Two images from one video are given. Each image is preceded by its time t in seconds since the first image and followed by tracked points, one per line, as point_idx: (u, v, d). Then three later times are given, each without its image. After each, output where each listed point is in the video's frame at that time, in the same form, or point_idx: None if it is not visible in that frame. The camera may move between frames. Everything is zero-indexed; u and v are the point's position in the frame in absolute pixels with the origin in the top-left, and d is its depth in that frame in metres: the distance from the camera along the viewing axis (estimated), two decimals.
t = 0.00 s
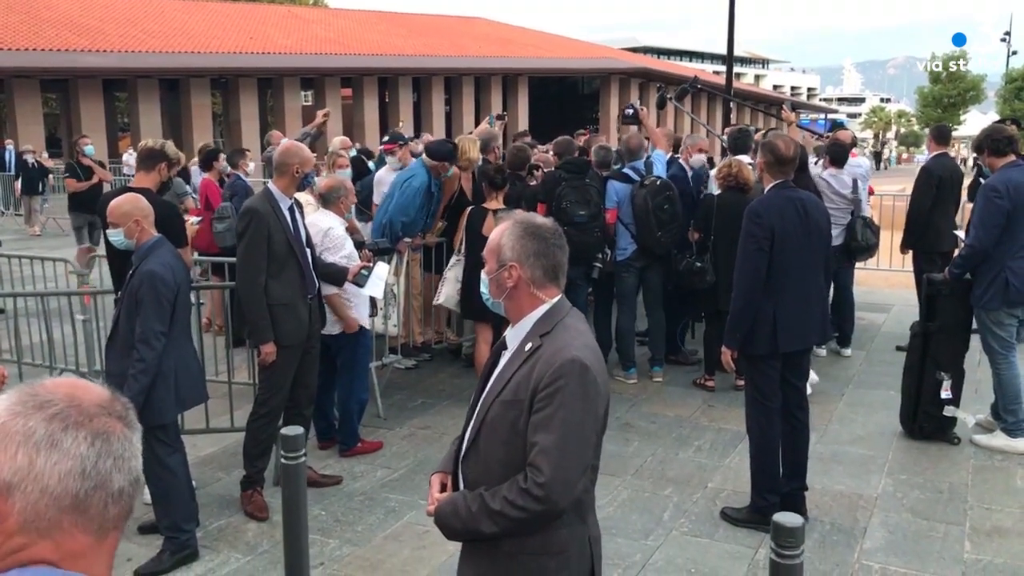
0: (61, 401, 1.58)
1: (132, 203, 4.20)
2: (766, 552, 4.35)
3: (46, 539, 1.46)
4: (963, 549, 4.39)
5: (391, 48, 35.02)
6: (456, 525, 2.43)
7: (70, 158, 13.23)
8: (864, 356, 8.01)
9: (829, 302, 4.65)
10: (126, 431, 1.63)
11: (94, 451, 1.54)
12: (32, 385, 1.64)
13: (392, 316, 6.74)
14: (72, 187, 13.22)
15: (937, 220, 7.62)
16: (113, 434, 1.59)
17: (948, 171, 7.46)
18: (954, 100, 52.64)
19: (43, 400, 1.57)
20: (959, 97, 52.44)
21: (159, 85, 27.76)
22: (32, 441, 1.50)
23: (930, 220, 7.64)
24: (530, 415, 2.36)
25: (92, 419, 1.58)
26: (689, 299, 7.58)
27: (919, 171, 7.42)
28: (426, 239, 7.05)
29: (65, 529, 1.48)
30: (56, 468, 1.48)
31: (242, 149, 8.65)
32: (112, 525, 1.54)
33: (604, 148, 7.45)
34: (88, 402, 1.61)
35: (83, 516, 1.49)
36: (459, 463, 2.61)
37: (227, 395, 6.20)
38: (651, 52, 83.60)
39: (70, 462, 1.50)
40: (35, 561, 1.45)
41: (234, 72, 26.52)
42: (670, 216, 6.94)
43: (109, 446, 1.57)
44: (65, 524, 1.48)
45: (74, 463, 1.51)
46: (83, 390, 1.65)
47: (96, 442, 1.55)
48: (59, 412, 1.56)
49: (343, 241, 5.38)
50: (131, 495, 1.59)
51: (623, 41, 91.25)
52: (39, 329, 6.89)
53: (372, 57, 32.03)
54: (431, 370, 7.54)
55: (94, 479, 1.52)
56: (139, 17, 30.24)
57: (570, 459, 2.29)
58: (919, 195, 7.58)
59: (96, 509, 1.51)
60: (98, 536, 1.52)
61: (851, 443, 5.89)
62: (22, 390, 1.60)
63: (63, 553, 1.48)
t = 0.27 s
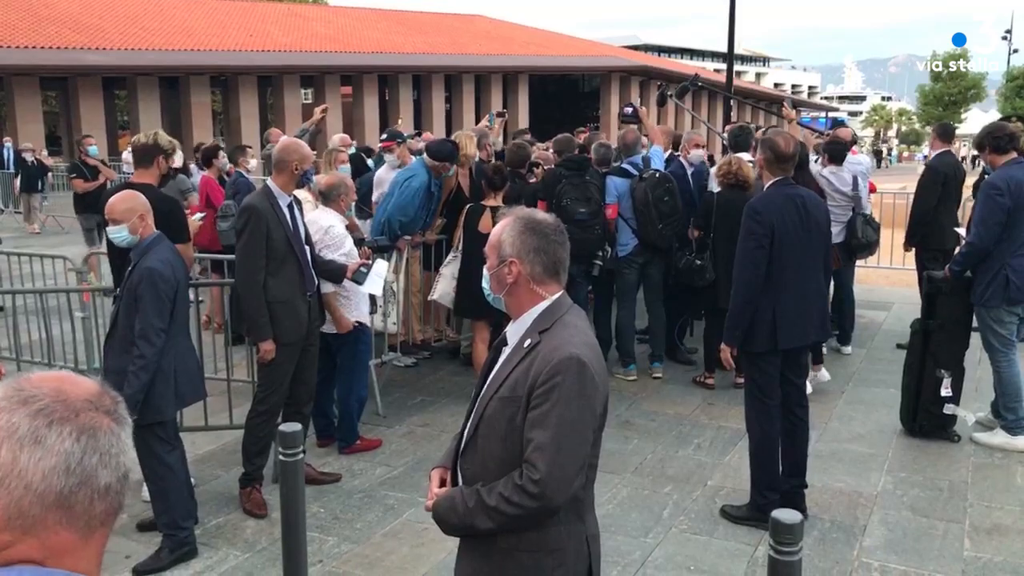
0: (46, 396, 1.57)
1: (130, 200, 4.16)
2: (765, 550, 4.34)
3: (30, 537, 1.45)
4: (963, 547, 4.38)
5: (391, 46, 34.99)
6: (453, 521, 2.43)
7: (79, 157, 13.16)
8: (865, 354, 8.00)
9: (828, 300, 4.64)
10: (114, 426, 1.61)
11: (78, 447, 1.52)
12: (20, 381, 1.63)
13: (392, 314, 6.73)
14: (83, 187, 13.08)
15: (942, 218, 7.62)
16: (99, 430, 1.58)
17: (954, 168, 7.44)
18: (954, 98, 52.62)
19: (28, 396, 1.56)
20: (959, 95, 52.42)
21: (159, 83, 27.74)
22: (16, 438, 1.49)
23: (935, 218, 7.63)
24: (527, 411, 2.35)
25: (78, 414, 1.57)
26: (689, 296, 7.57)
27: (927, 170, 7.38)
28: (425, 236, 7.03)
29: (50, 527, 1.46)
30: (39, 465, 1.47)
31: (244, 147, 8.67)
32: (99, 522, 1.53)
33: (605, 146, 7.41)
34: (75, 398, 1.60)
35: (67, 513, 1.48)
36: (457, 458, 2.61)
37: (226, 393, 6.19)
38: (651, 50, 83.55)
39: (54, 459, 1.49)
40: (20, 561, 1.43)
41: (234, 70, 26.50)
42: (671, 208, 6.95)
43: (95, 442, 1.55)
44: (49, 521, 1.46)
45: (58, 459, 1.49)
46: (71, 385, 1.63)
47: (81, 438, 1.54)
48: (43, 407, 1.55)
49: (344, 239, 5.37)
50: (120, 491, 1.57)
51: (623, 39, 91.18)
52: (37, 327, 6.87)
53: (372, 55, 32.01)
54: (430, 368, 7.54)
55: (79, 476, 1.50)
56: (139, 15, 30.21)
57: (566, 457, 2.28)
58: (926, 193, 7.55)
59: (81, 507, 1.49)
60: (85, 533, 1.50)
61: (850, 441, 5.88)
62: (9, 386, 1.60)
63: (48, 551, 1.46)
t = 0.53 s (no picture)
0: (34, 389, 1.56)
1: (130, 197, 4.16)
2: (767, 547, 4.33)
3: (17, 532, 1.45)
4: (965, 543, 4.38)
5: (391, 43, 34.95)
6: (456, 516, 2.42)
7: (86, 153, 13.11)
8: (866, 351, 7.99)
9: (829, 296, 4.63)
10: (105, 418, 1.59)
11: (64, 441, 1.51)
12: (11, 371, 1.62)
13: (392, 311, 6.71)
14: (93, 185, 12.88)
15: (946, 216, 7.61)
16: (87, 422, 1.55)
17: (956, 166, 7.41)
18: (955, 96, 52.57)
19: (14, 388, 1.55)
20: (959, 93, 52.37)
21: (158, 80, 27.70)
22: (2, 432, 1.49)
23: (939, 215, 7.61)
24: (531, 407, 2.34)
25: (66, 406, 1.55)
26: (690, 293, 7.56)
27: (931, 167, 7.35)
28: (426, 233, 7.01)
29: (36, 522, 1.46)
30: (24, 459, 1.46)
31: (244, 142, 8.66)
32: (89, 516, 1.51)
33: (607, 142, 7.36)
34: (63, 390, 1.58)
35: (53, 507, 1.47)
36: (461, 453, 2.60)
37: (226, 389, 6.18)
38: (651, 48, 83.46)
39: (40, 453, 1.48)
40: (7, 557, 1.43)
41: (233, 66, 26.47)
42: (671, 205, 6.93)
43: (82, 435, 1.53)
44: (36, 516, 1.46)
45: (43, 454, 1.48)
46: (61, 376, 1.62)
47: (68, 431, 1.52)
48: (30, 401, 1.53)
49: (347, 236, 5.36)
50: (109, 484, 1.55)
51: (624, 36, 91.09)
52: (37, 323, 6.86)
53: (372, 52, 31.98)
54: (431, 365, 7.53)
55: (65, 470, 1.49)
56: (138, 12, 30.17)
57: (569, 453, 2.26)
58: (929, 191, 7.53)
59: (69, 501, 1.48)
60: (72, 528, 1.49)
61: (852, 438, 5.87)
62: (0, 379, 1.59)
63: (35, 546, 1.45)
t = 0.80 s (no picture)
0: (30, 381, 1.52)
1: (131, 191, 4.14)
2: (768, 542, 4.33)
3: (12, 525, 1.40)
4: (966, 539, 4.37)
5: (391, 39, 34.92)
6: (460, 511, 2.42)
7: (93, 149, 13.11)
8: (866, 347, 7.99)
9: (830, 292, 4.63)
10: (102, 412, 1.55)
11: (60, 434, 1.47)
12: (8, 365, 1.58)
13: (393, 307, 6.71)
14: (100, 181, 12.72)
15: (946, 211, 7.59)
16: (84, 415, 1.51)
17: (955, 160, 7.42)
18: (955, 92, 52.54)
19: (10, 381, 1.51)
20: (960, 89, 52.33)
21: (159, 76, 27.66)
22: None
23: (939, 210, 7.60)
24: (535, 402, 2.34)
25: (62, 399, 1.51)
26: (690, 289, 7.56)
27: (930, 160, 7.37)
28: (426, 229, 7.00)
29: (31, 516, 1.41)
30: (18, 452, 1.42)
31: (245, 138, 8.67)
32: (85, 510, 1.46)
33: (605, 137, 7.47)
34: (59, 383, 1.54)
35: (48, 502, 1.42)
36: (465, 448, 2.59)
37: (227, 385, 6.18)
38: (652, 43, 83.36)
39: (35, 446, 1.44)
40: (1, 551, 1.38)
41: (234, 63, 26.45)
42: (673, 202, 6.91)
43: (77, 429, 1.49)
44: (31, 509, 1.41)
45: (38, 447, 1.44)
46: (58, 370, 1.57)
47: (63, 425, 1.48)
48: (25, 393, 1.49)
49: (345, 231, 5.37)
50: (107, 479, 1.51)
51: (624, 33, 90.98)
52: (38, 319, 6.85)
53: (373, 47, 31.94)
54: (432, 360, 7.53)
55: (60, 464, 1.44)
56: (138, 8, 30.12)
57: (574, 449, 2.26)
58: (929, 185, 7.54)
59: (64, 494, 1.44)
60: (68, 523, 1.44)
61: (852, 434, 5.87)
62: None
63: (30, 539, 1.40)
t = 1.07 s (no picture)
0: (26, 373, 1.51)
1: (129, 186, 4.13)
2: (769, 539, 4.32)
3: (9, 517, 1.39)
4: (967, 535, 4.37)
5: (391, 35, 34.87)
6: (461, 506, 2.41)
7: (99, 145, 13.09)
8: (867, 344, 7.98)
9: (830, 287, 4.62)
10: (99, 403, 1.53)
11: (56, 425, 1.46)
12: (5, 355, 1.57)
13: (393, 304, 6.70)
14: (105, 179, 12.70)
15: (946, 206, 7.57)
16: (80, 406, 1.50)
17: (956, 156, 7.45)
18: (956, 88, 52.47)
19: (6, 372, 1.49)
20: (960, 85, 52.27)
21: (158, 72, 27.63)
22: None
23: (939, 205, 7.58)
24: (538, 397, 2.33)
25: (58, 389, 1.49)
26: (690, 286, 7.55)
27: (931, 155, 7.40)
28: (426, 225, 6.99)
29: (28, 508, 1.40)
30: (14, 445, 1.41)
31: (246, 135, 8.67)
32: (83, 502, 1.46)
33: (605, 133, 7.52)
34: (56, 374, 1.52)
35: (45, 493, 1.42)
36: (467, 443, 2.59)
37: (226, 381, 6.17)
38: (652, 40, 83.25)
39: (31, 438, 1.43)
40: None
41: (233, 59, 26.41)
42: (673, 198, 6.91)
43: (74, 420, 1.48)
44: (27, 502, 1.40)
45: (35, 439, 1.43)
46: (55, 360, 1.56)
47: (59, 416, 1.47)
48: (21, 385, 1.48)
49: (350, 225, 5.36)
50: (104, 470, 1.50)
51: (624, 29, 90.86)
52: (37, 315, 6.84)
53: (372, 44, 31.91)
54: (431, 357, 7.52)
55: (56, 456, 1.44)
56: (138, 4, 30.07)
57: (576, 444, 2.25)
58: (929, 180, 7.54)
59: (61, 486, 1.43)
60: (66, 515, 1.43)
61: (852, 430, 5.87)
62: None
63: (28, 532, 1.40)
